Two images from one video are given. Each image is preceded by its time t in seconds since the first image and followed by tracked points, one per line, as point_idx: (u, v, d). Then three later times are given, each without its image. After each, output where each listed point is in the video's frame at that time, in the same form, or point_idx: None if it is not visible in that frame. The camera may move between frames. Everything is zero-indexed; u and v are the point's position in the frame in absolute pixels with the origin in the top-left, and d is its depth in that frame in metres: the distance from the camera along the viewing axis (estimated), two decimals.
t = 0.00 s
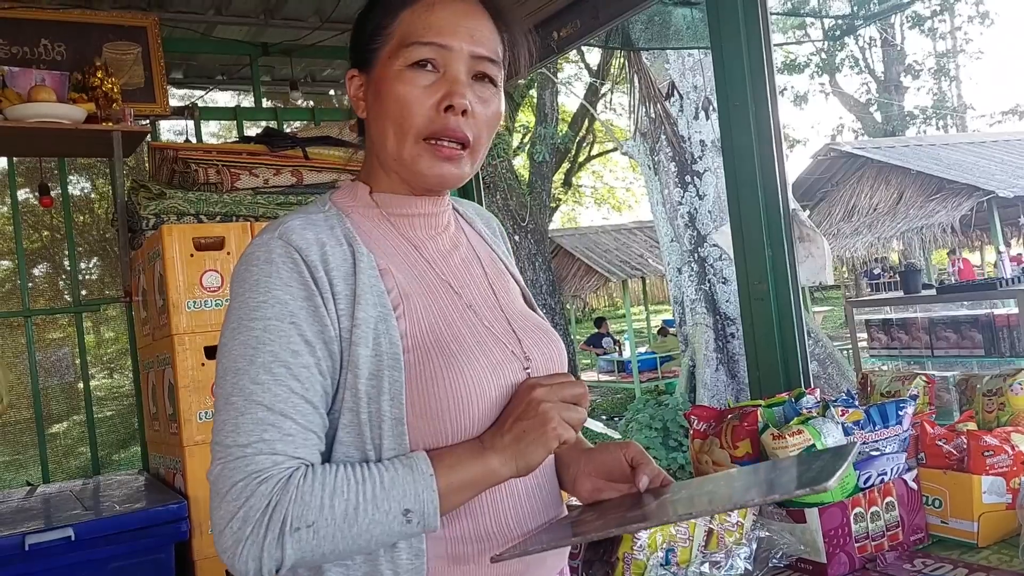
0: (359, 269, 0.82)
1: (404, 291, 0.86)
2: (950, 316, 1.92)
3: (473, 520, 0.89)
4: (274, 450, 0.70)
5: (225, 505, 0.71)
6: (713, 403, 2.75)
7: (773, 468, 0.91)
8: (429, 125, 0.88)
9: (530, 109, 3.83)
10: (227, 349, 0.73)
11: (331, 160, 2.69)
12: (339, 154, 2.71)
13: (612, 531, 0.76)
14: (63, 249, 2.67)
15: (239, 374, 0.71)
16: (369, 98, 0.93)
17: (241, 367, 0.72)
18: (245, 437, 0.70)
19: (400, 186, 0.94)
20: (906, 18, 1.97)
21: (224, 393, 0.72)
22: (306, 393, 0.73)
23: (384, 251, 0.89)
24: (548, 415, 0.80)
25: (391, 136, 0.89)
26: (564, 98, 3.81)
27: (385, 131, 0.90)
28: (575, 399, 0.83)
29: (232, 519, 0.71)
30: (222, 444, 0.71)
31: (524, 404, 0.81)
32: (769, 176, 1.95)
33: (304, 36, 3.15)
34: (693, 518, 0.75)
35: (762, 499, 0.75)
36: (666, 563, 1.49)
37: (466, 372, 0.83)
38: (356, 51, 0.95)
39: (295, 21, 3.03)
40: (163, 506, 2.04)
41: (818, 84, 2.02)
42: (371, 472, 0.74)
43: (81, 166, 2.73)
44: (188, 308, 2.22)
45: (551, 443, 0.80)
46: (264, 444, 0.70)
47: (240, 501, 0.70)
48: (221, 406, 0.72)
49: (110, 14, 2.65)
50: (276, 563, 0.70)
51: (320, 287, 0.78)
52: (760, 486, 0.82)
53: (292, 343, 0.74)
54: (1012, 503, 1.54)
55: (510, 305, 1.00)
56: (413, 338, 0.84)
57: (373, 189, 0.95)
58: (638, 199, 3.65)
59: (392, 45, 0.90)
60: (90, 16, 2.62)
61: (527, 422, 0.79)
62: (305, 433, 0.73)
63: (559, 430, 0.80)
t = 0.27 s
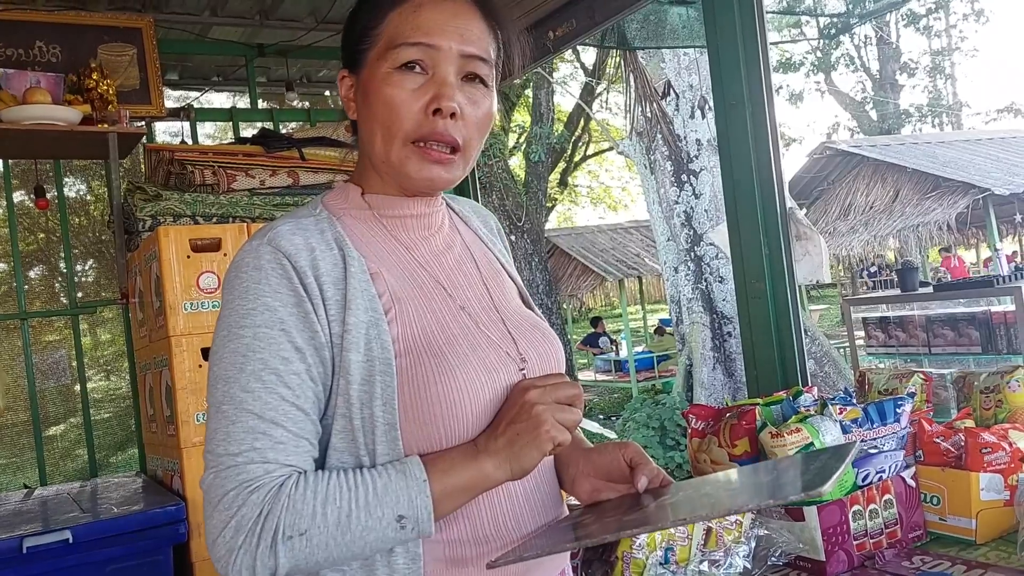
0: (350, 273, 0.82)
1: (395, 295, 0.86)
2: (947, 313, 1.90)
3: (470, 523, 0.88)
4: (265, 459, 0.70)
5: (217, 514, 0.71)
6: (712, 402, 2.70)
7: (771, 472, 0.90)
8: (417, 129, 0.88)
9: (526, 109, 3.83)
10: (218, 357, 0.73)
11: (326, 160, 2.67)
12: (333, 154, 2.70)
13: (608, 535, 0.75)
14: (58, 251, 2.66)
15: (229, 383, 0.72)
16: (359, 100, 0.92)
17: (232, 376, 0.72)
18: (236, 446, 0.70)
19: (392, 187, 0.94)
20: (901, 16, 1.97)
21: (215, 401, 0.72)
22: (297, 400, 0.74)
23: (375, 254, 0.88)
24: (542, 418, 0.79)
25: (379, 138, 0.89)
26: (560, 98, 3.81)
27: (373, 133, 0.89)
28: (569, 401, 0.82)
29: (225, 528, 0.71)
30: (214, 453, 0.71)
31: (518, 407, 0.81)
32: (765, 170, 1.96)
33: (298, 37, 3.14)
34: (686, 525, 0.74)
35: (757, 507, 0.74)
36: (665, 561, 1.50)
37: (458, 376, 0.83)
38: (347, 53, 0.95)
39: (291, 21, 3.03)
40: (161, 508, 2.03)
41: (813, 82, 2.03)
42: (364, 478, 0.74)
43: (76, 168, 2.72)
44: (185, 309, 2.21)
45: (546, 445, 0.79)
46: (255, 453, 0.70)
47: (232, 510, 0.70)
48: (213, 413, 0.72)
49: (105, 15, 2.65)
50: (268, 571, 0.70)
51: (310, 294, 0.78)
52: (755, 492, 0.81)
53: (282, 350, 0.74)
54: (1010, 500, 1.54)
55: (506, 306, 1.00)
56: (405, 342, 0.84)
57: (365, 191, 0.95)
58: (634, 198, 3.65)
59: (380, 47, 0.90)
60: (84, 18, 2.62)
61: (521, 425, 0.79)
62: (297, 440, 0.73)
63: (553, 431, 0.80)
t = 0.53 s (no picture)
0: (342, 277, 0.82)
1: (389, 299, 0.85)
2: (944, 312, 1.92)
3: (470, 526, 0.88)
4: (261, 468, 0.70)
5: (214, 524, 0.71)
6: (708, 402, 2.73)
7: (769, 474, 0.90)
8: (403, 131, 0.87)
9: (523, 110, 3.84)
10: (212, 365, 0.73)
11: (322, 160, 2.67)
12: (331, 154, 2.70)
13: (613, 539, 0.74)
14: (55, 252, 2.66)
15: (224, 392, 0.72)
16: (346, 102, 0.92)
17: (226, 384, 0.72)
18: (232, 455, 0.70)
19: (382, 190, 0.94)
20: (897, 16, 1.97)
21: (210, 410, 0.72)
22: (292, 408, 0.73)
23: (368, 257, 0.88)
24: (540, 419, 0.79)
25: (367, 141, 0.89)
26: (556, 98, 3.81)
27: (361, 137, 0.89)
28: (566, 401, 0.83)
29: (223, 538, 0.71)
30: (210, 463, 0.71)
31: (516, 408, 0.81)
32: (762, 169, 1.96)
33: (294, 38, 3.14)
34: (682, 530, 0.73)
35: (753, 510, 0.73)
36: (664, 560, 1.52)
37: (453, 380, 0.83)
38: (335, 56, 0.95)
39: (286, 22, 3.04)
40: (159, 509, 2.03)
41: (810, 82, 2.05)
42: (362, 485, 0.74)
43: (72, 169, 2.72)
44: (182, 311, 2.21)
45: (544, 447, 0.79)
46: (251, 462, 0.70)
47: (229, 521, 0.70)
48: (208, 422, 0.72)
49: (101, 16, 2.64)
50: None
51: (303, 300, 0.78)
52: (753, 495, 0.80)
53: (276, 357, 0.74)
54: (1008, 497, 1.54)
55: (500, 305, 1.00)
56: (399, 346, 0.83)
57: (356, 193, 0.95)
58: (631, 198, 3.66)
59: (365, 48, 0.90)
60: (80, 18, 2.62)
61: (519, 427, 0.79)
62: (293, 448, 0.73)
63: (551, 432, 0.79)
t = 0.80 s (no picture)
0: (333, 286, 0.82)
1: (380, 307, 0.85)
2: (942, 313, 1.91)
3: (468, 532, 0.89)
4: (255, 482, 0.70)
5: (209, 540, 0.71)
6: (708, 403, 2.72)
7: (765, 480, 0.90)
8: (389, 136, 0.87)
9: (520, 111, 3.84)
10: (204, 378, 0.73)
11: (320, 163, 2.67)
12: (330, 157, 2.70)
13: (611, 549, 0.74)
14: (55, 256, 2.66)
15: (215, 405, 0.72)
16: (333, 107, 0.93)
17: (218, 398, 0.72)
18: (225, 469, 0.70)
19: (373, 197, 0.94)
20: (895, 16, 1.98)
21: (203, 424, 0.72)
22: (285, 420, 0.73)
23: (360, 265, 0.88)
24: (534, 426, 0.80)
25: (355, 148, 0.89)
26: (554, 100, 3.82)
27: (349, 144, 0.89)
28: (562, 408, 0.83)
29: (218, 553, 0.71)
30: (203, 477, 0.71)
31: (511, 415, 0.81)
32: (759, 170, 1.95)
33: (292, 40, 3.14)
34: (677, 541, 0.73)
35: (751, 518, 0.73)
36: (662, 563, 1.48)
37: (446, 388, 0.83)
38: (322, 63, 0.95)
39: (284, 25, 3.04)
40: (159, 513, 2.03)
41: (808, 82, 2.06)
42: (357, 496, 0.74)
43: (71, 173, 2.72)
44: (181, 314, 2.21)
45: (540, 453, 0.79)
46: (245, 476, 0.70)
47: (224, 536, 0.70)
48: (200, 437, 0.72)
49: (99, 20, 2.65)
50: None
51: (294, 310, 0.78)
52: (750, 503, 0.80)
53: (267, 369, 0.74)
54: (1007, 498, 1.54)
55: (493, 310, 1.00)
56: (392, 355, 0.83)
57: (347, 200, 0.95)
58: (629, 199, 3.65)
59: (350, 53, 0.90)
60: (79, 23, 2.62)
61: (513, 434, 0.79)
62: (287, 461, 0.73)
63: (546, 439, 0.80)
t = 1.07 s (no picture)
0: (331, 287, 0.81)
1: (379, 308, 0.85)
2: (943, 310, 1.92)
3: (470, 533, 0.88)
4: (254, 485, 0.70)
5: (209, 544, 0.71)
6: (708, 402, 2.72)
7: (769, 479, 0.89)
8: (385, 135, 0.86)
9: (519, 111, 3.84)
10: (202, 381, 0.73)
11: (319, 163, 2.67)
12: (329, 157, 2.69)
13: (614, 550, 0.73)
14: (54, 256, 2.66)
15: (214, 408, 0.71)
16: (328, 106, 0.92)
17: (216, 401, 0.71)
18: (224, 473, 0.70)
19: (370, 197, 0.93)
20: (894, 14, 1.98)
21: (200, 427, 0.71)
22: (284, 423, 0.73)
23: (358, 265, 0.88)
24: (535, 426, 0.80)
25: (351, 147, 0.88)
26: (553, 99, 3.82)
27: (345, 143, 0.89)
28: (564, 408, 0.83)
29: (218, 558, 0.71)
30: (202, 481, 0.71)
31: (512, 415, 0.81)
32: (760, 168, 1.96)
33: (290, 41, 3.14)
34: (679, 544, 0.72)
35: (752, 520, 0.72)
36: (664, 561, 1.48)
37: (446, 390, 0.83)
38: (318, 61, 0.94)
39: (282, 26, 3.04)
40: (159, 513, 2.03)
41: (807, 81, 2.04)
42: (357, 499, 0.74)
43: (70, 174, 2.72)
44: (181, 314, 2.20)
45: (542, 453, 0.79)
46: (244, 480, 0.70)
47: (223, 540, 0.70)
48: (198, 440, 0.72)
49: (98, 21, 2.64)
50: None
51: (292, 312, 0.77)
52: (752, 503, 0.79)
53: (266, 371, 0.73)
54: (1009, 496, 1.54)
55: (492, 309, 1.00)
56: (392, 356, 0.83)
57: (344, 199, 0.94)
58: (629, 198, 3.65)
59: (346, 51, 0.90)
60: (77, 23, 2.61)
61: (514, 434, 0.79)
62: (286, 463, 0.72)
63: (548, 439, 0.80)
